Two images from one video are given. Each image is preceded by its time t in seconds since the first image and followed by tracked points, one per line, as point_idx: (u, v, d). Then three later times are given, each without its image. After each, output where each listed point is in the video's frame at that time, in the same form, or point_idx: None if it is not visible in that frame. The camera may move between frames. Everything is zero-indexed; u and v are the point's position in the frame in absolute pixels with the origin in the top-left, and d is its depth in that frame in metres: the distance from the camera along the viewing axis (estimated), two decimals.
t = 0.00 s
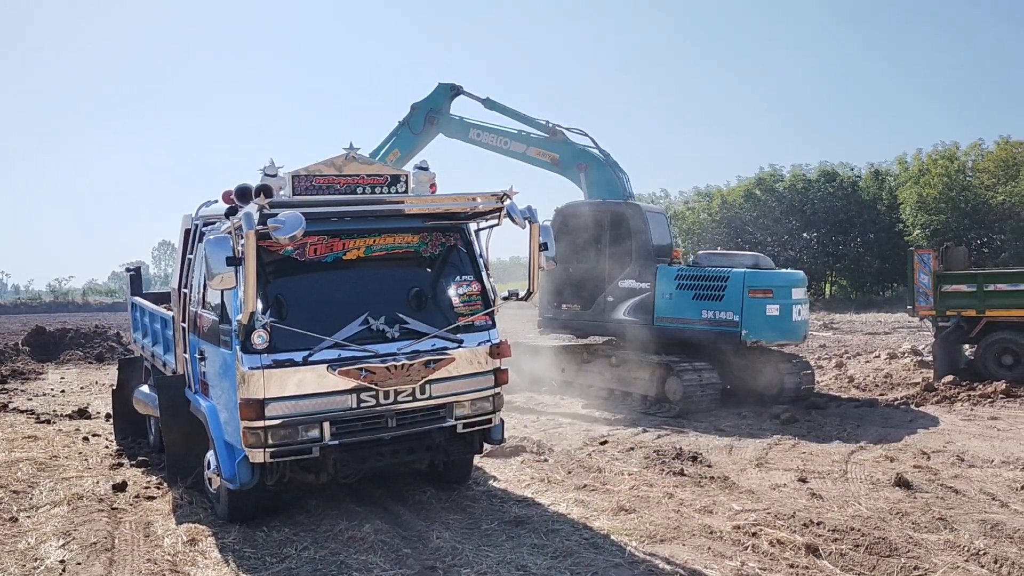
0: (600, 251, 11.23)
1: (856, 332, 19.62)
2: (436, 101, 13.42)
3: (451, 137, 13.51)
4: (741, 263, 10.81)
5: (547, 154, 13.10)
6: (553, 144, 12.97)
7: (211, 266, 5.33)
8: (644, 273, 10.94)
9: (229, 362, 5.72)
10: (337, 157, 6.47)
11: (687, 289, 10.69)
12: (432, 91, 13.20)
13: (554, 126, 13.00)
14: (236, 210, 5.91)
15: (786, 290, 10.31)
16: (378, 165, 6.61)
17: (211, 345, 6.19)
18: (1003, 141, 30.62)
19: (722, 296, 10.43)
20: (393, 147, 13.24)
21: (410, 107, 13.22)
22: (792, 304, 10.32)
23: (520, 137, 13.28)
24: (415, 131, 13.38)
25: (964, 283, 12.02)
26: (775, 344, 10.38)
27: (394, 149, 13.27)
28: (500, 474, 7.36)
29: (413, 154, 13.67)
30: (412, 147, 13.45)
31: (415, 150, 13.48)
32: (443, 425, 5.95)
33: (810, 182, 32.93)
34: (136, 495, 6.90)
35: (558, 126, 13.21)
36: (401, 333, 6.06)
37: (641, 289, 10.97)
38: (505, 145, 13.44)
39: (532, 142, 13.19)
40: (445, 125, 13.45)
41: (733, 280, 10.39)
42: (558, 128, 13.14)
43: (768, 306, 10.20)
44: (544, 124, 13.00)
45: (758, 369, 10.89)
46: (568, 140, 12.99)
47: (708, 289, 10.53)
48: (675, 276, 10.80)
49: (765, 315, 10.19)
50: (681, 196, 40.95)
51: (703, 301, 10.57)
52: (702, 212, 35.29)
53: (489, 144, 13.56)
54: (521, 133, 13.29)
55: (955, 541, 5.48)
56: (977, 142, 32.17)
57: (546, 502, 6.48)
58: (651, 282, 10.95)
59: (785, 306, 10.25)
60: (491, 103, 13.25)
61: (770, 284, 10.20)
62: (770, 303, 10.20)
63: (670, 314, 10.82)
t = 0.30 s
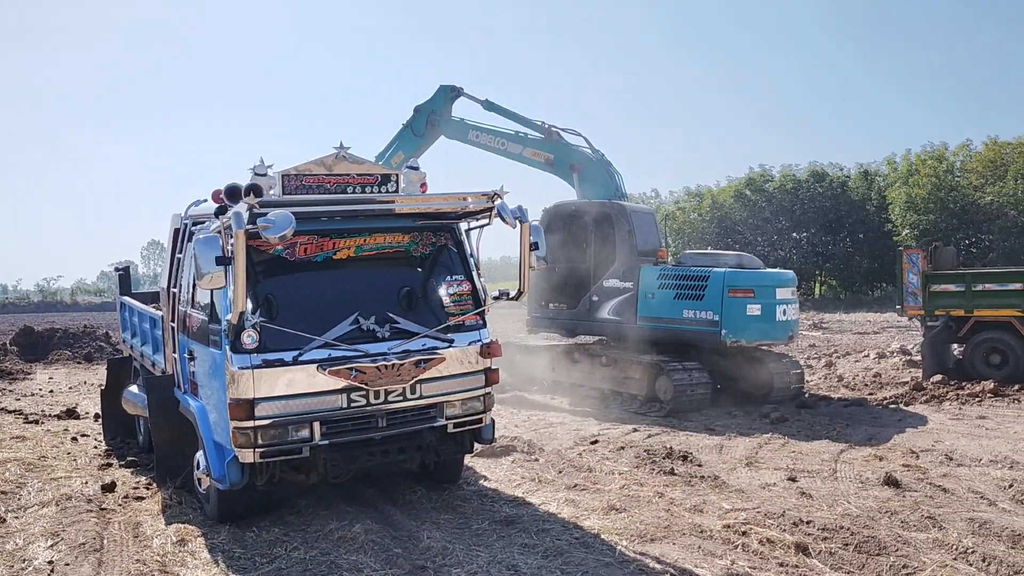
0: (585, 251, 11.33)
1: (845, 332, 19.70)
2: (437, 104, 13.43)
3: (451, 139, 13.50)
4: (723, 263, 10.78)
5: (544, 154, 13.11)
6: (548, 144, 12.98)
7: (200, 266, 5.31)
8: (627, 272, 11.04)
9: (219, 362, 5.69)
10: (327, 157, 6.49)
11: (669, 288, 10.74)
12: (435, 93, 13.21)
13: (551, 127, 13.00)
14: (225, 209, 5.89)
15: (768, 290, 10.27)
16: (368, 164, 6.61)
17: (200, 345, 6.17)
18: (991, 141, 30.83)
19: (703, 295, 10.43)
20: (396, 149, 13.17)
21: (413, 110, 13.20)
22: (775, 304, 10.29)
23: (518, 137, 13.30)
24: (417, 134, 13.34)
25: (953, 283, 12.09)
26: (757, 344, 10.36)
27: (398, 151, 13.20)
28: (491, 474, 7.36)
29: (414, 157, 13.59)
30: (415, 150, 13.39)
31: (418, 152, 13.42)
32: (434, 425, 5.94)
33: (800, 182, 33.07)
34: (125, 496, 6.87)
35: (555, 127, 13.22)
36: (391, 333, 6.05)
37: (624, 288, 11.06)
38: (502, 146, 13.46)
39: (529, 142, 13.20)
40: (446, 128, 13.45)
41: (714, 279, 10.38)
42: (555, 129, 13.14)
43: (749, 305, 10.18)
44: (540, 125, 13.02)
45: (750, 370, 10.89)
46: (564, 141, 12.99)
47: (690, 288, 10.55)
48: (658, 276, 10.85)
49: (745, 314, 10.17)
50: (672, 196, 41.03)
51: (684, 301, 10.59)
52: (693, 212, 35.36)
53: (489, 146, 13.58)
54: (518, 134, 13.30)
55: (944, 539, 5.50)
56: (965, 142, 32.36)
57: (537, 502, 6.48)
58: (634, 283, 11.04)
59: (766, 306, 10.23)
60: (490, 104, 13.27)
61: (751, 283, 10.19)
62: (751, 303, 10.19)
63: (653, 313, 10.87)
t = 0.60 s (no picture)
0: (578, 250, 11.39)
1: (841, 332, 19.74)
2: (442, 106, 13.62)
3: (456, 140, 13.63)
4: (714, 263, 10.79)
5: (544, 154, 13.12)
6: (548, 144, 13.00)
7: (197, 265, 5.30)
8: (618, 272, 11.10)
9: (215, 361, 5.69)
10: (324, 156, 6.54)
11: (658, 288, 10.77)
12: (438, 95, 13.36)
13: (552, 127, 13.02)
14: (221, 207, 5.87)
15: (757, 290, 10.24)
16: (366, 164, 6.59)
17: (196, 344, 6.17)
18: (986, 142, 30.92)
19: (692, 295, 10.43)
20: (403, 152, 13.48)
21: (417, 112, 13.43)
22: (764, 304, 10.25)
23: (519, 138, 13.33)
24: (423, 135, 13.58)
25: (949, 284, 12.13)
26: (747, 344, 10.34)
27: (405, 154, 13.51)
28: (487, 473, 7.36)
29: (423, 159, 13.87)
30: (423, 151, 13.64)
31: (425, 154, 13.67)
32: (430, 424, 5.94)
33: (796, 183, 33.15)
34: (121, 494, 6.86)
35: (556, 127, 13.23)
36: (388, 332, 6.04)
37: (616, 288, 11.12)
38: (504, 147, 13.50)
39: (530, 143, 13.22)
40: (452, 129, 13.62)
41: (702, 279, 10.37)
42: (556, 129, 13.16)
43: (737, 305, 10.16)
44: (541, 125, 13.04)
45: (745, 370, 10.91)
46: (564, 142, 13.00)
47: (679, 288, 10.56)
48: (648, 276, 10.90)
49: (732, 314, 10.15)
50: (668, 196, 41.07)
51: (673, 300, 10.61)
52: (689, 212, 35.40)
53: (491, 146, 13.62)
54: (520, 134, 13.33)
55: (939, 539, 5.52)
56: (960, 143, 32.44)
57: (533, 501, 6.49)
58: (625, 281, 11.10)
59: (755, 306, 10.20)
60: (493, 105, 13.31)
61: (739, 283, 10.17)
62: (739, 303, 10.17)
63: (642, 313, 10.92)
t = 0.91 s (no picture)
0: (574, 248, 11.40)
1: (839, 332, 19.74)
2: (447, 105, 13.64)
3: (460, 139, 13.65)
4: (709, 263, 10.79)
5: (544, 153, 13.12)
6: (549, 143, 12.99)
7: (195, 262, 5.29)
8: (613, 269, 11.12)
9: (213, 358, 5.67)
10: (322, 153, 6.43)
11: (653, 286, 10.78)
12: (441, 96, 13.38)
13: (553, 127, 13.01)
14: (219, 204, 5.85)
15: (751, 289, 10.19)
16: (365, 160, 6.58)
17: (194, 341, 6.15)
18: (985, 142, 30.95)
19: (684, 294, 10.43)
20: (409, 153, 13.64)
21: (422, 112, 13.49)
22: (759, 303, 10.20)
23: (521, 137, 13.32)
24: (428, 134, 13.65)
25: (947, 283, 12.14)
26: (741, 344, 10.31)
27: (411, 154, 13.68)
28: (484, 471, 7.35)
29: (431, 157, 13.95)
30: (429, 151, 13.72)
31: (432, 153, 13.74)
32: (428, 421, 5.93)
33: (794, 182, 33.15)
34: (118, 491, 6.84)
35: (557, 126, 13.22)
36: (386, 330, 6.02)
37: (610, 286, 11.15)
38: (507, 146, 13.50)
39: (532, 141, 13.21)
40: (457, 128, 13.64)
41: (695, 278, 10.36)
42: (557, 129, 13.15)
43: (730, 305, 10.14)
44: (542, 124, 13.03)
45: (743, 368, 10.89)
46: (566, 140, 12.99)
47: (672, 286, 10.57)
48: (642, 275, 10.91)
49: (724, 314, 10.14)
50: (666, 195, 41.08)
51: (666, 299, 10.61)
52: (687, 210, 35.40)
53: (493, 145, 13.62)
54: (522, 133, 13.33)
55: (937, 539, 5.52)
56: (959, 143, 32.45)
57: (531, 500, 6.48)
58: (620, 279, 11.11)
59: (749, 306, 10.16)
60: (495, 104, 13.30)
61: (731, 282, 10.15)
62: (732, 302, 10.15)
63: (636, 311, 10.94)
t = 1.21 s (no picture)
0: (569, 248, 11.41)
1: (835, 332, 19.79)
2: (449, 106, 13.77)
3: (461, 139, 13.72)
4: (702, 263, 10.80)
5: (544, 153, 13.11)
6: (548, 144, 12.99)
7: (191, 261, 5.28)
8: (607, 269, 11.13)
9: (209, 357, 5.66)
10: (319, 152, 6.40)
11: (645, 286, 10.79)
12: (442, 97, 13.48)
13: (553, 127, 13.00)
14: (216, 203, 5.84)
15: (743, 290, 10.19)
16: (362, 160, 6.59)
17: (190, 340, 6.14)
18: (980, 143, 31.04)
19: (676, 294, 10.44)
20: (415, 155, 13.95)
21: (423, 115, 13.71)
22: (751, 303, 10.20)
23: (521, 137, 13.32)
24: (432, 136, 13.88)
25: (943, 284, 12.14)
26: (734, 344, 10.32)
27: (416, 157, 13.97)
28: (480, 471, 7.34)
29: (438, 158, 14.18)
30: (433, 152, 13.96)
31: (436, 154, 13.98)
32: (425, 421, 5.93)
33: (790, 183, 33.20)
34: (113, 491, 6.82)
35: (557, 126, 13.20)
36: (383, 330, 6.01)
37: (604, 287, 11.16)
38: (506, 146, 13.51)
39: (532, 142, 13.20)
40: (459, 128, 13.75)
41: (686, 279, 10.37)
42: (557, 129, 13.14)
43: (722, 305, 10.14)
44: (542, 124, 13.03)
45: (740, 369, 10.90)
46: (565, 141, 12.97)
47: (665, 287, 10.58)
48: (635, 275, 10.93)
49: (715, 314, 10.14)
50: (663, 196, 41.14)
51: (658, 299, 10.63)
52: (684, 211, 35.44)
53: (493, 145, 13.61)
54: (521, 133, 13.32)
55: (933, 540, 5.53)
56: (954, 144, 32.53)
57: (527, 500, 6.47)
58: (614, 280, 11.13)
59: (741, 306, 10.16)
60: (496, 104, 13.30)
61: (723, 283, 10.15)
62: (724, 303, 10.15)
63: (629, 311, 10.96)
